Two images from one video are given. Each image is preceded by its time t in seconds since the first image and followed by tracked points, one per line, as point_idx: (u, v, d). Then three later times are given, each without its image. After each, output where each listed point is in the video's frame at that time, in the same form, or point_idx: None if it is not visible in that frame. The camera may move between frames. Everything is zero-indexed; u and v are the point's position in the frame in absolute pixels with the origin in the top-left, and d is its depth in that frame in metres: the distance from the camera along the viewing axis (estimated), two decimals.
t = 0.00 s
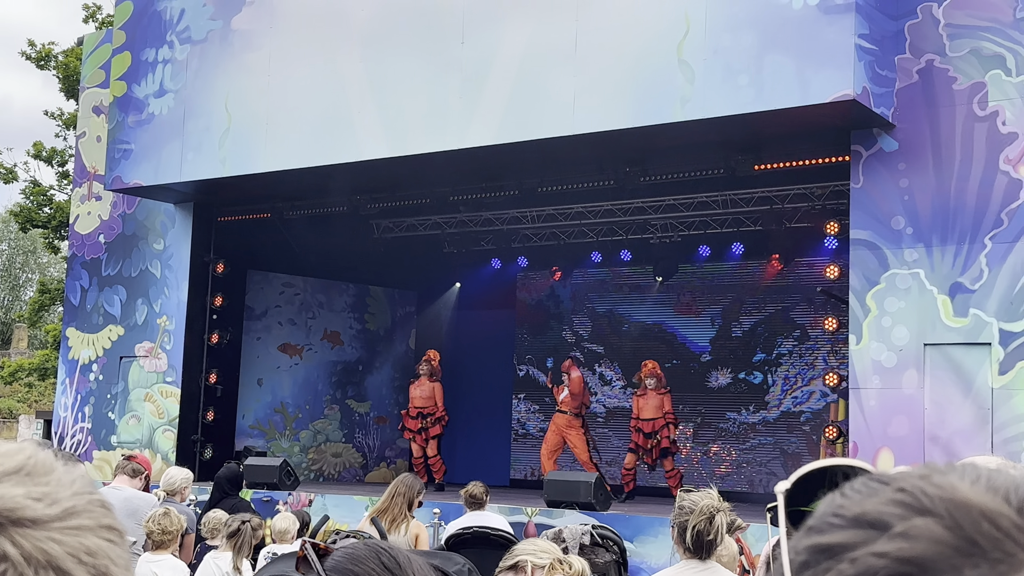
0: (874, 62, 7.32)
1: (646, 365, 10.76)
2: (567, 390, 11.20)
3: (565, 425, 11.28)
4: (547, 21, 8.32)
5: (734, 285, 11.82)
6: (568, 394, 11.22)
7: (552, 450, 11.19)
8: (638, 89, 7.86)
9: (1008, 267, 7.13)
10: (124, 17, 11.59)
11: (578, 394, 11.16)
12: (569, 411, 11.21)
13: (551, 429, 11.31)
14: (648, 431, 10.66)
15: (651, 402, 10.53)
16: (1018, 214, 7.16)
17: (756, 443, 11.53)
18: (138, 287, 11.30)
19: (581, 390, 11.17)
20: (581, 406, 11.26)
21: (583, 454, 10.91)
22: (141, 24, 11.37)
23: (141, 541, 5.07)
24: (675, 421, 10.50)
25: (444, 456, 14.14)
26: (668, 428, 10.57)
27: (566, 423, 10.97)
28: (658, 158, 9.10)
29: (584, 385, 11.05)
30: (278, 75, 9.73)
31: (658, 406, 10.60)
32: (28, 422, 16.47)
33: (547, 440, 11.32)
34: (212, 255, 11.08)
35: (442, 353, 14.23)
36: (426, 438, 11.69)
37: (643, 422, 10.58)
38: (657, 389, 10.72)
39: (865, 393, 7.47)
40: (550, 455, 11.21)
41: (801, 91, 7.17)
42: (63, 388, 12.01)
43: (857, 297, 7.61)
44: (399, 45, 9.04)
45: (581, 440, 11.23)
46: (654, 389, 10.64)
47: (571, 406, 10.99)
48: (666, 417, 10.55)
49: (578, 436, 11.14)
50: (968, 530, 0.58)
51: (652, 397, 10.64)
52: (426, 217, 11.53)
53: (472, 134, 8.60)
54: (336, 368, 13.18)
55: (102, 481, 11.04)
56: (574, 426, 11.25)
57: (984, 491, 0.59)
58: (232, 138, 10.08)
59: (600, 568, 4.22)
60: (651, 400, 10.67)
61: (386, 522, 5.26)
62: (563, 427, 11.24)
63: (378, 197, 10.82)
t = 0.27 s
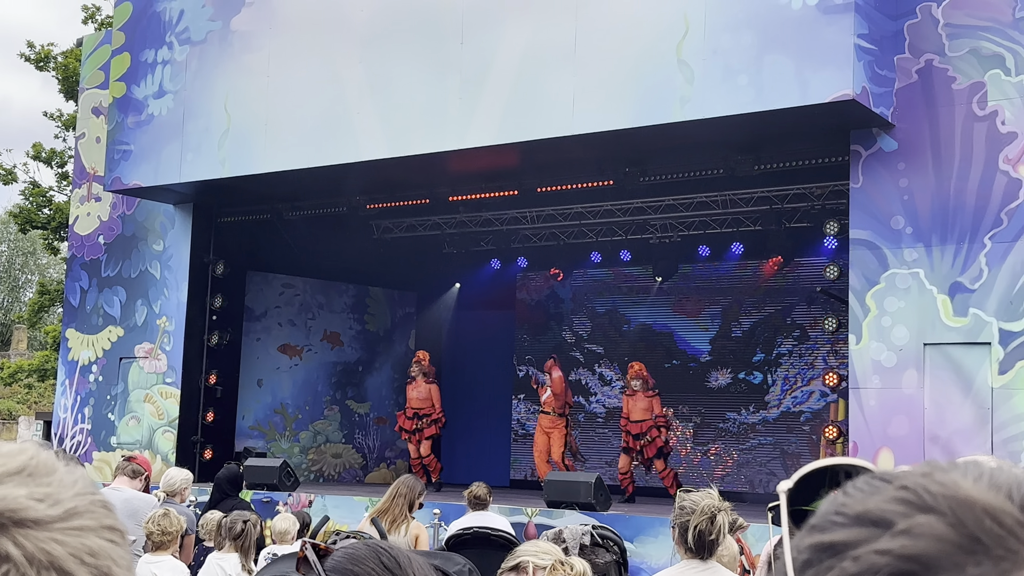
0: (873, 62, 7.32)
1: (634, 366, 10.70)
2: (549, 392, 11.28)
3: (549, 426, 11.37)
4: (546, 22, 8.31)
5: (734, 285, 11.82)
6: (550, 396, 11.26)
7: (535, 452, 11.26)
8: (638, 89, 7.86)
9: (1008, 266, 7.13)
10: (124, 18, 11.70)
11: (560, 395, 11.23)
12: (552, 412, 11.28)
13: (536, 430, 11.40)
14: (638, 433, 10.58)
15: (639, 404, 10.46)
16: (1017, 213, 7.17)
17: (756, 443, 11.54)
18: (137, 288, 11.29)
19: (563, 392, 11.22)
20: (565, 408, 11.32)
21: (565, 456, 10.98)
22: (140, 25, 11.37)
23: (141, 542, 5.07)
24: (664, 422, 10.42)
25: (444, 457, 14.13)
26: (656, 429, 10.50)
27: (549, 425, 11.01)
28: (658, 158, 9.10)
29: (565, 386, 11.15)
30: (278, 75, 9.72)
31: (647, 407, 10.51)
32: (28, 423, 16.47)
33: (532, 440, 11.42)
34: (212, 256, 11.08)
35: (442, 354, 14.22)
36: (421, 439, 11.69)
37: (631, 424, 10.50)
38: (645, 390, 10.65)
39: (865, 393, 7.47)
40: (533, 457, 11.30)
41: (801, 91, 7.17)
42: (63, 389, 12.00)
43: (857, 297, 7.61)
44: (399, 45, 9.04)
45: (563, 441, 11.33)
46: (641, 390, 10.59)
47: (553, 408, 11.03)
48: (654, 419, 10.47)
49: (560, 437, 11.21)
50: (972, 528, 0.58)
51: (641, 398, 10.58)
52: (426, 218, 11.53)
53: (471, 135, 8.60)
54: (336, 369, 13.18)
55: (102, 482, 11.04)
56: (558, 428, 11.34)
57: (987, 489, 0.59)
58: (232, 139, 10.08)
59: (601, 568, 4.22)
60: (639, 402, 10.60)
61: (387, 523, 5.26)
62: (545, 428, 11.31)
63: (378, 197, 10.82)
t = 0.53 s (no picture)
0: (873, 62, 7.32)
1: (624, 366, 10.81)
2: (539, 391, 11.27)
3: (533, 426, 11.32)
4: (545, 22, 8.32)
5: (734, 285, 11.82)
6: (538, 397, 11.24)
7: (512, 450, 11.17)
8: (638, 90, 7.86)
9: (1008, 266, 7.13)
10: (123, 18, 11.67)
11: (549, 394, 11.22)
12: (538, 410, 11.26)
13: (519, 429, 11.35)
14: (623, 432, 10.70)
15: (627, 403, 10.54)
16: (1017, 213, 7.17)
17: (756, 443, 11.54)
18: (137, 288, 11.29)
19: (551, 396, 11.22)
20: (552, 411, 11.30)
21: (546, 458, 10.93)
22: (140, 26, 11.37)
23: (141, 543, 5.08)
24: (649, 424, 10.48)
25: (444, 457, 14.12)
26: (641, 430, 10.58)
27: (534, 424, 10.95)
28: (657, 158, 9.11)
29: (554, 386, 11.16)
30: (278, 76, 9.72)
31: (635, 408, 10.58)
32: (28, 423, 16.48)
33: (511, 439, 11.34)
34: (212, 257, 11.08)
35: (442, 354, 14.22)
36: (412, 439, 11.68)
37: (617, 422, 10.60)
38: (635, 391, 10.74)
39: (865, 393, 7.48)
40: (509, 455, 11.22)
41: (800, 91, 7.17)
42: (63, 390, 12.01)
43: (857, 297, 7.61)
44: (398, 45, 9.04)
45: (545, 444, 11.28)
46: (628, 390, 10.68)
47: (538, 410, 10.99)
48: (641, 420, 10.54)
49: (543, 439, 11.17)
50: (973, 526, 0.58)
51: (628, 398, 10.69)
52: (426, 218, 11.54)
53: (470, 136, 8.61)
54: (336, 369, 13.18)
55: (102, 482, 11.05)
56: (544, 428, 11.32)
57: (988, 489, 0.59)
58: (231, 139, 10.09)
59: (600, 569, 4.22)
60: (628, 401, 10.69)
61: (387, 523, 5.26)
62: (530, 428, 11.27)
63: (377, 198, 10.81)
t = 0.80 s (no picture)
0: (873, 62, 7.32)
1: (615, 369, 11.02)
2: (521, 391, 11.12)
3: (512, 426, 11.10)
4: (545, 23, 8.32)
5: (733, 285, 11.83)
6: (520, 398, 11.08)
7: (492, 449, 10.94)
8: (638, 90, 7.87)
9: (1008, 267, 7.14)
10: (123, 20, 11.62)
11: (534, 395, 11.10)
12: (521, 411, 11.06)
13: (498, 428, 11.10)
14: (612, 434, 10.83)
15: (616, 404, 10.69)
16: (1016, 214, 7.17)
17: (756, 443, 11.54)
18: (137, 290, 11.30)
19: (533, 398, 11.10)
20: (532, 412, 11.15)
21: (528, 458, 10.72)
22: (140, 27, 11.38)
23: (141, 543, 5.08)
24: (638, 424, 10.60)
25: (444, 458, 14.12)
26: (629, 432, 10.71)
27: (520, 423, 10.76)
28: (657, 159, 9.11)
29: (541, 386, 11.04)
30: (277, 77, 9.72)
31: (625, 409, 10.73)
32: (28, 425, 16.48)
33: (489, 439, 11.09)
34: (212, 258, 11.09)
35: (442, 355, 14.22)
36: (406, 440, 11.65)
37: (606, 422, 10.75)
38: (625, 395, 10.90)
39: (864, 394, 7.48)
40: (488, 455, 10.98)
41: (800, 92, 7.17)
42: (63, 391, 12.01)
43: (857, 298, 7.61)
44: (397, 45, 9.04)
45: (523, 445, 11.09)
46: (619, 392, 10.86)
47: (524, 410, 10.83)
48: (629, 421, 10.69)
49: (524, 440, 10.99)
50: (962, 519, 0.58)
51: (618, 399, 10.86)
52: (426, 219, 11.54)
53: (470, 137, 8.61)
54: (336, 370, 13.18)
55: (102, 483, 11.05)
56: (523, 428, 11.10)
57: (977, 486, 0.59)
58: (231, 140, 10.09)
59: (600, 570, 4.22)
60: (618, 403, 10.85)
61: (387, 524, 5.26)
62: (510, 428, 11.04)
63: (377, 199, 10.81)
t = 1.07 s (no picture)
0: (873, 64, 7.32)
1: (602, 367, 11.09)
2: (500, 391, 11.12)
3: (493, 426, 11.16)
4: (546, 24, 8.33)
5: (733, 286, 11.82)
6: (498, 396, 11.10)
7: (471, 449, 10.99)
8: (639, 92, 7.87)
9: (1008, 269, 7.14)
10: (124, 21, 11.80)
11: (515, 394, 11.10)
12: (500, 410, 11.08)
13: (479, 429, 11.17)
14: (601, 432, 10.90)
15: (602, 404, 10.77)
16: (1017, 216, 7.17)
17: (756, 445, 11.53)
18: (138, 291, 11.31)
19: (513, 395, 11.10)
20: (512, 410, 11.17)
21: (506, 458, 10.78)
22: (141, 29, 11.39)
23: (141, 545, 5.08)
24: (626, 425, 10.69)
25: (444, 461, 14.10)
26: (617, 431, 10.77)
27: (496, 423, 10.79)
28: (658, 161, 9.11)
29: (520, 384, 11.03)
30: (278, 78, 9.72)
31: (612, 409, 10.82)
32: (29, 427, 16.48)
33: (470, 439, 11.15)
34: (212, 259, 11.09)
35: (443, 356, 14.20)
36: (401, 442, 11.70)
37: (593, 423, 10.85)
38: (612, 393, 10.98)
39: (865, 396, 7.47)
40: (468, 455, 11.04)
41: (801, 93, 7.17)
42: (63, 392, 12.02)
43: (857, 299, 7.61)
44: (399, 46, 9.04)
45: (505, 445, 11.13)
46: (606, 390, 10.93)
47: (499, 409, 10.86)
48: (616, 419, 10.76)
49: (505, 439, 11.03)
50: (957, 522, 0.58)
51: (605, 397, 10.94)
52: (427, 220, 11.54)
53: (470, 138, 8.61)
54: (336, 371, 13.19)
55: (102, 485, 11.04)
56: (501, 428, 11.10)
57: (973, 490, 0.59)
58: (231, 141, 10.09)
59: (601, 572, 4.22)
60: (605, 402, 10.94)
61: (387, 525, 5.26)
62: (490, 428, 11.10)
63: (378, 201, 10.81)
